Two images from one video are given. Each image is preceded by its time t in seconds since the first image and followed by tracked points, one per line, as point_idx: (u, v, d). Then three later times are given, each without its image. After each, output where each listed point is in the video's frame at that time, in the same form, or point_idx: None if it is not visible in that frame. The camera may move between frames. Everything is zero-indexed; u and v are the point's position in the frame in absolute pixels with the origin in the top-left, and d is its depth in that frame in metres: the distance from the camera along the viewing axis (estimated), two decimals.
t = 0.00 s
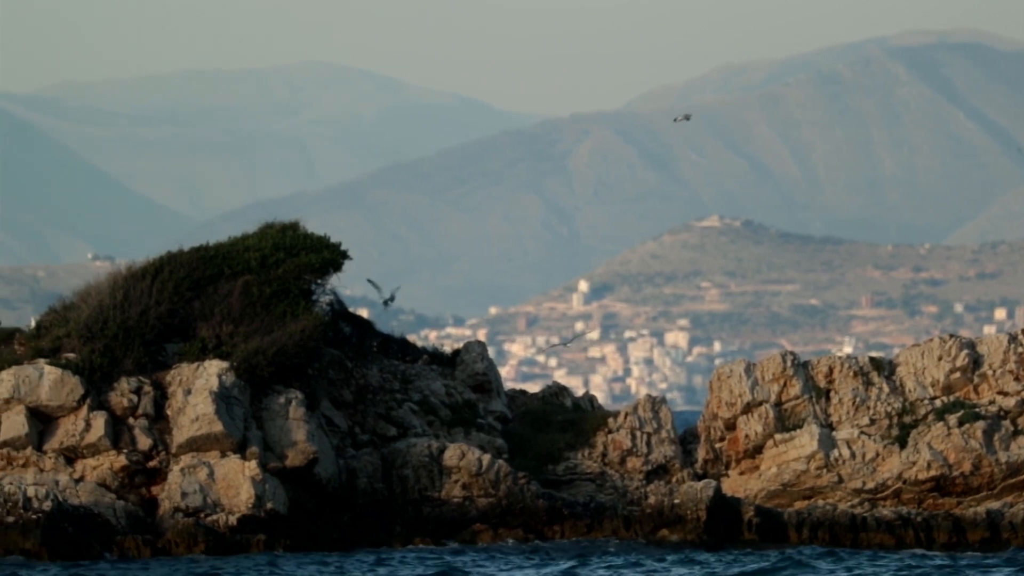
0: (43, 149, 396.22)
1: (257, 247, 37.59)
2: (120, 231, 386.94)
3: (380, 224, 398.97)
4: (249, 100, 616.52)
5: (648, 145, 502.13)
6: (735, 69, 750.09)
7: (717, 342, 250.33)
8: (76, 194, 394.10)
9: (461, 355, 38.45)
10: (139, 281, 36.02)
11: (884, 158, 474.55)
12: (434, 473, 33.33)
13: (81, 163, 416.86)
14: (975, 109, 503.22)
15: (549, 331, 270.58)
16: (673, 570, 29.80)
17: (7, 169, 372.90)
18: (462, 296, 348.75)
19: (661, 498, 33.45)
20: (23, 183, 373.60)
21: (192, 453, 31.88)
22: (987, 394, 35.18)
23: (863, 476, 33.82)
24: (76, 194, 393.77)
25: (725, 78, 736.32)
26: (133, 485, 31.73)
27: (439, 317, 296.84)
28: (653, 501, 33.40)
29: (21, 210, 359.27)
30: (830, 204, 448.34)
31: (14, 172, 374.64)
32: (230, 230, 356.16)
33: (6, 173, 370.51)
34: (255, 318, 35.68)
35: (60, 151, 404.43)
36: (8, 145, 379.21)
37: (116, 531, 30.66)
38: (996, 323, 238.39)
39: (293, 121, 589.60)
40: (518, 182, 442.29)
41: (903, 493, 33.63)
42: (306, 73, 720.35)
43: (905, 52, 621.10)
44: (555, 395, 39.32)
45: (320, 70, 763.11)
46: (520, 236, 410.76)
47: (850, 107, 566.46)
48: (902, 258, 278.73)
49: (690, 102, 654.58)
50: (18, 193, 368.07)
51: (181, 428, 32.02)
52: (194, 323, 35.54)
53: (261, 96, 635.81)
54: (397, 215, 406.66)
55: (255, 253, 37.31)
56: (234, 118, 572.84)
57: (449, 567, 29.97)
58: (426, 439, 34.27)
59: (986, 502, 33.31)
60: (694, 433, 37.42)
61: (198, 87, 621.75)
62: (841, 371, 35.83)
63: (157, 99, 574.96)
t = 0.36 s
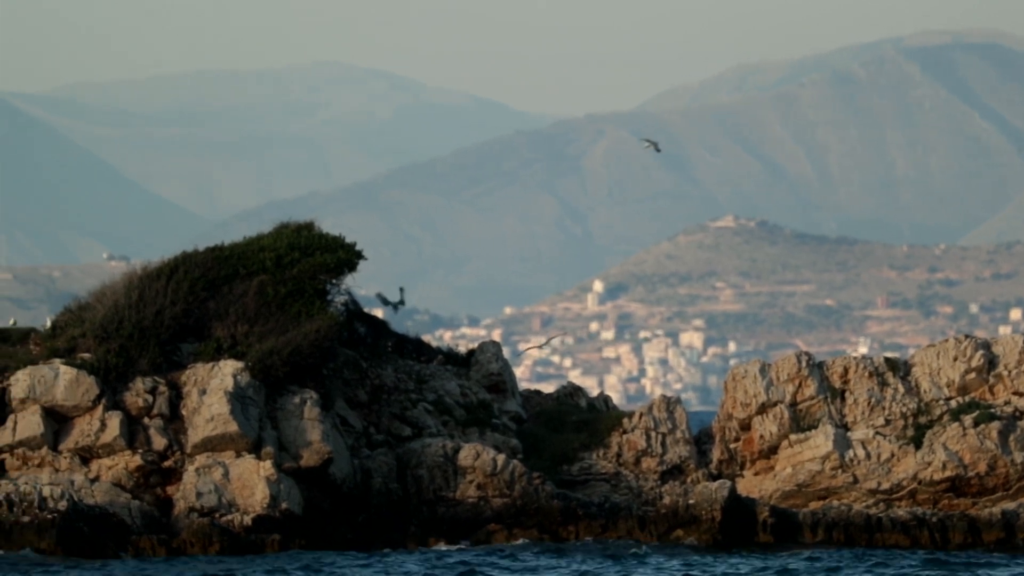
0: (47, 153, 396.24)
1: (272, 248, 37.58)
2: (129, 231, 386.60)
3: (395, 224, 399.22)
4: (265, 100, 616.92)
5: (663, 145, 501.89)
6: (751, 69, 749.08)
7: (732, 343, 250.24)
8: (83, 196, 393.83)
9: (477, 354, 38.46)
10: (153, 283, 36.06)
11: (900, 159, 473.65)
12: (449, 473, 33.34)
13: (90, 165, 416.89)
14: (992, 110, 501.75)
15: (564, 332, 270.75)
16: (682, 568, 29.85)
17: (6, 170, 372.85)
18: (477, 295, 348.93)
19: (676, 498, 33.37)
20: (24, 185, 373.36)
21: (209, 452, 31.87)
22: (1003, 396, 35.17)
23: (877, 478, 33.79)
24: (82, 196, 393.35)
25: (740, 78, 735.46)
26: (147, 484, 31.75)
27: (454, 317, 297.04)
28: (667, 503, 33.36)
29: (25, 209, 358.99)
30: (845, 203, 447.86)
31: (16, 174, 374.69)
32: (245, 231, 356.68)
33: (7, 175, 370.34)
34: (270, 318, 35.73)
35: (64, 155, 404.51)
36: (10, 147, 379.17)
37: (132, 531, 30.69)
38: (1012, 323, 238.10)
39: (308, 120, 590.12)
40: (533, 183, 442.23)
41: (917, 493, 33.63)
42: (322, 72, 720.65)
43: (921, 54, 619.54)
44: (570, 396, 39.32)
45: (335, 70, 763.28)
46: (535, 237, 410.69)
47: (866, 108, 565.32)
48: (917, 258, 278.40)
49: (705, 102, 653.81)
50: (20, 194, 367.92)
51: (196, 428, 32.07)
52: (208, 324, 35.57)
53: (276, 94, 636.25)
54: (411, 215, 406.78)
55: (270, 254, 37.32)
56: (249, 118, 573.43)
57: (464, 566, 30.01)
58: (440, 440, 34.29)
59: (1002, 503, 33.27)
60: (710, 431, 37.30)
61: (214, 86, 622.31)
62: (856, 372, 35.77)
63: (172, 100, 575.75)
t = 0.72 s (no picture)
0: (48, 152, 394.83)
1: (283, 248, 37.60)
2: (132, 229, 385.17)
3: (407, 224, 399.55)
4: (278, 101, 617.60)
5: (675, 146, 501.88)
6: (763, 69, 748.35)
7: (743, 343, 250.10)
8: (85, 195, 392.34)
9: (488, 356, 38.44)
10: (165, 282, 36.12)
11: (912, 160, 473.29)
12: (460, 473, 33.32)
13: (93, 164, 415.64)
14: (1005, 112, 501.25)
15: (576, 332, 270.94)
16: (696, 570, 29.88)
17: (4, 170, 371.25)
18: (488, 296, 349.18)
19: (687, 499, 33.35)
20: (23, 185, 371.92)
21: (219, 454, 31.93)
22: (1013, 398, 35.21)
23: (889, 477, 33.75)
24: (85, 195, 391.92)
25: (753, 78, 735.15)
26: (159, 485, 31.84)
27: (466, 317, 297.22)
28: (678, 503, 33.34)
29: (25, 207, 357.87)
30: (857, 205, 447.76)
31: (13, 175, 373.33)
32: (257, 231, 357.20)
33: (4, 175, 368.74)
34: (281, 318, 35.76)
35: (64, 155, 402.51)
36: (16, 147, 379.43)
37: (143, 530, 30.79)
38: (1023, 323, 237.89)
39: (320, 119, 590.80)
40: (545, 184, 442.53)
41: (930, 493, 33.58)
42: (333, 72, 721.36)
43: (934, 54, 618.79)
44: (582, 395, 39.30)
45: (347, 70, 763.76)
46: (547, 238, 410.87)
47: (878, 108, 564.83)
48: (929, 258, 278.25)
49: (717, 101, 653.47)
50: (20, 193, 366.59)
51: (208, 428, 32.07)
52: (221, 323, 35.57)
53: (288, 95, 637.00)
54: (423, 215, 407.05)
55: (282, 254, 37.33)
56: (261, 118, 574.20)
57: (478, 565, 30.00)
58: (452, 439, 34.27)
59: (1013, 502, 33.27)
60: (721, 432, 37.20)
61: (227, 87, 623.26)
62: (867, 373, 35.74)
63: (184, 101, 576.66)
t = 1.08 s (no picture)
0: (51, 151, 393.98)
1: (293, 247, 37.65)
2: (137, 226, 384.24)
3: (415, 223, 400.10)
4: (287, 101, 618.41)
5: (684, 146, 502.28)
6: (771, 69, 748.31)
7: (752, 342, 249.93)
8: (89, 192, 391.46)
9: (497, 354, 38.44)
10: (175, 281, 36.15)
11: (920, 160, 473.48)
12: (468, 472, 33.36)
13: (101, 164, 416.15)
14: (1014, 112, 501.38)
15: (584, 332, 271.28)
16: (708, 568, 29.91)
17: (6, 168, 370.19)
18: (497, 297, 349.17)
19: (696, 498, 33.31)
20: (26, 182, 370.92)
21: (228, 452, 31.93)
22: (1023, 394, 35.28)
23: (896, 476, 33.75)
24: (89, 193, 391.04)
25: (761, 78, 735.31)
26: (168, 484, 31.86)
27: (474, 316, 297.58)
28: (687, 501, 33.27)
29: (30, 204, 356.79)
30: (865, 204, 448.01)
31: (16, 174, 372.27)
32: (267, 230, 357.82)
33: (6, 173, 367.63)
34: (291, 316, 35.83)
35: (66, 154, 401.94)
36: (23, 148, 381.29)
37: (153, 529, 30.78)
38: None
39: (329, 119, 591.84)
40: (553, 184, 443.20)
41: (937, 493, 33.58)
42: (341, 73, 722.28)
43: (943, 55, 618.83)
44: (591, 395, 39.30)
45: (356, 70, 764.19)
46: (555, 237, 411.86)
47: (886, 108, 565.09)
48: (938, 258, 278.30)
49: (725, 102, 654.07)
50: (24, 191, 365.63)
51: (218, 426, 32.10)
52: (229, 322, 35.59)
53: (297, 94, 637.74)
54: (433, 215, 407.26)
55: (290, 253, 37.42)
56: (271, 118, 575.17)
57: (487, 565, 29.92)
58: (461, 439, 34.29)
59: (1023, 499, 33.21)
60: (730, 431, 37.09)
61: (236, 88, 624.30)
62: (876, 372, 35.77)
63: (193, 101, 577.72)
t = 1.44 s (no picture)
0: (52, 150, 392.68)
1: (302, 249, 37.62)
2: (147, 227, 385.19)
3: (425, 224, 400.14)
4: (296, 102, 618.54)
5: (694, 147, 501.89)
6: (780, 70, 747.41)
7: (762, 343, 249.78)
8: (91, 192, 390.01)
9: (507, 357, 38.41)
10: (184, 283, 36.15)
11: (929, 160, 472.92)
12: (479, 473, 33.33)
13: (109, 165, 417.19)
14: None
15: (594, 333, 271.31)
16: (711, 567, 30.05)
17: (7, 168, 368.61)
18: (507, 298, 349.79)
19: (705, 501, 33.34)
20: (28, 182, 369.55)
21: (239, 453, 31.91)
22: None
23: (907, 478, 33.70)
24: (91, 192, 389.54)
25: (770, 79, 734.67)
26: (179, 485, 31.87)
27: (483, 317, 297.79)
28: (697, 504, 33.31)
29: (34, 203, 355.88)
30: (874, 205, 447.49)
31: (18, 173, 370.96)
32: (277, 231, 358.28)
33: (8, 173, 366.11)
34: (300, 319, 35.81)
35: (67, 152, 400.80)
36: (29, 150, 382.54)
37: (163, 531, 30.80)
38: None
39: (338, 119, 591.96)
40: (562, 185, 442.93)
41: (947, 496, 33.56)
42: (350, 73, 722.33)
43: (952, 55, 617.63)
44: (601, 397, 39.26)
45: (365, 70, 764.07)
46: (564, 237, 411.54)
47: (895, 108, 564.24)
48: (947, 259, 278.28)
49: (735, 103, 653.28)
50: (27, 190, 364.57)
51: (227, 428, 32.07)
52: (240, 324, 35.55)
53: (306, 95, 637.95)
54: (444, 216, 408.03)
55: (300, 254, 37.38)
56: (280, 118, 575.36)
57: (499, 567, 29.95)
58: (471, 440, 34.27)
59: None
60: (740, 432, 37.03)
61: (245, 89, 624.49)
62: (886, 374, 35.69)
63: (203, 102, 578.11)
